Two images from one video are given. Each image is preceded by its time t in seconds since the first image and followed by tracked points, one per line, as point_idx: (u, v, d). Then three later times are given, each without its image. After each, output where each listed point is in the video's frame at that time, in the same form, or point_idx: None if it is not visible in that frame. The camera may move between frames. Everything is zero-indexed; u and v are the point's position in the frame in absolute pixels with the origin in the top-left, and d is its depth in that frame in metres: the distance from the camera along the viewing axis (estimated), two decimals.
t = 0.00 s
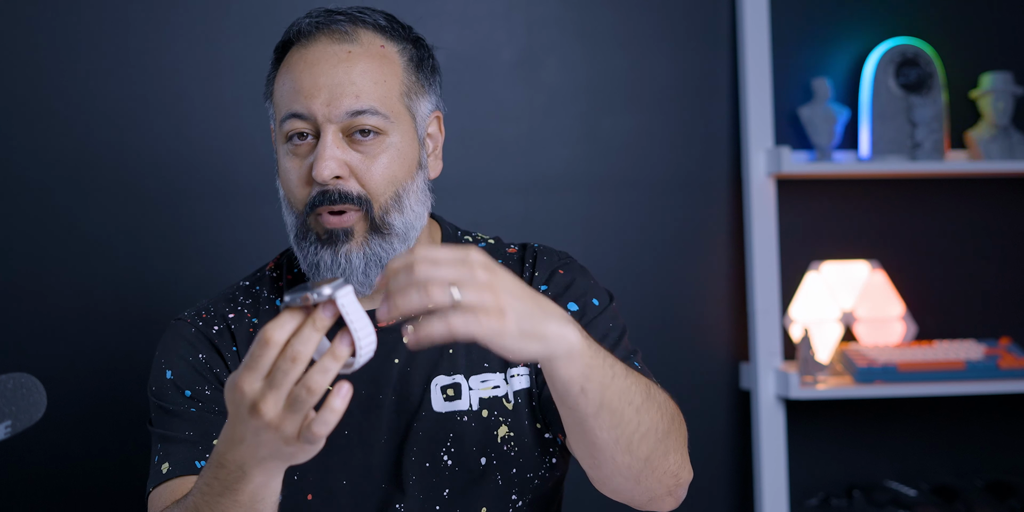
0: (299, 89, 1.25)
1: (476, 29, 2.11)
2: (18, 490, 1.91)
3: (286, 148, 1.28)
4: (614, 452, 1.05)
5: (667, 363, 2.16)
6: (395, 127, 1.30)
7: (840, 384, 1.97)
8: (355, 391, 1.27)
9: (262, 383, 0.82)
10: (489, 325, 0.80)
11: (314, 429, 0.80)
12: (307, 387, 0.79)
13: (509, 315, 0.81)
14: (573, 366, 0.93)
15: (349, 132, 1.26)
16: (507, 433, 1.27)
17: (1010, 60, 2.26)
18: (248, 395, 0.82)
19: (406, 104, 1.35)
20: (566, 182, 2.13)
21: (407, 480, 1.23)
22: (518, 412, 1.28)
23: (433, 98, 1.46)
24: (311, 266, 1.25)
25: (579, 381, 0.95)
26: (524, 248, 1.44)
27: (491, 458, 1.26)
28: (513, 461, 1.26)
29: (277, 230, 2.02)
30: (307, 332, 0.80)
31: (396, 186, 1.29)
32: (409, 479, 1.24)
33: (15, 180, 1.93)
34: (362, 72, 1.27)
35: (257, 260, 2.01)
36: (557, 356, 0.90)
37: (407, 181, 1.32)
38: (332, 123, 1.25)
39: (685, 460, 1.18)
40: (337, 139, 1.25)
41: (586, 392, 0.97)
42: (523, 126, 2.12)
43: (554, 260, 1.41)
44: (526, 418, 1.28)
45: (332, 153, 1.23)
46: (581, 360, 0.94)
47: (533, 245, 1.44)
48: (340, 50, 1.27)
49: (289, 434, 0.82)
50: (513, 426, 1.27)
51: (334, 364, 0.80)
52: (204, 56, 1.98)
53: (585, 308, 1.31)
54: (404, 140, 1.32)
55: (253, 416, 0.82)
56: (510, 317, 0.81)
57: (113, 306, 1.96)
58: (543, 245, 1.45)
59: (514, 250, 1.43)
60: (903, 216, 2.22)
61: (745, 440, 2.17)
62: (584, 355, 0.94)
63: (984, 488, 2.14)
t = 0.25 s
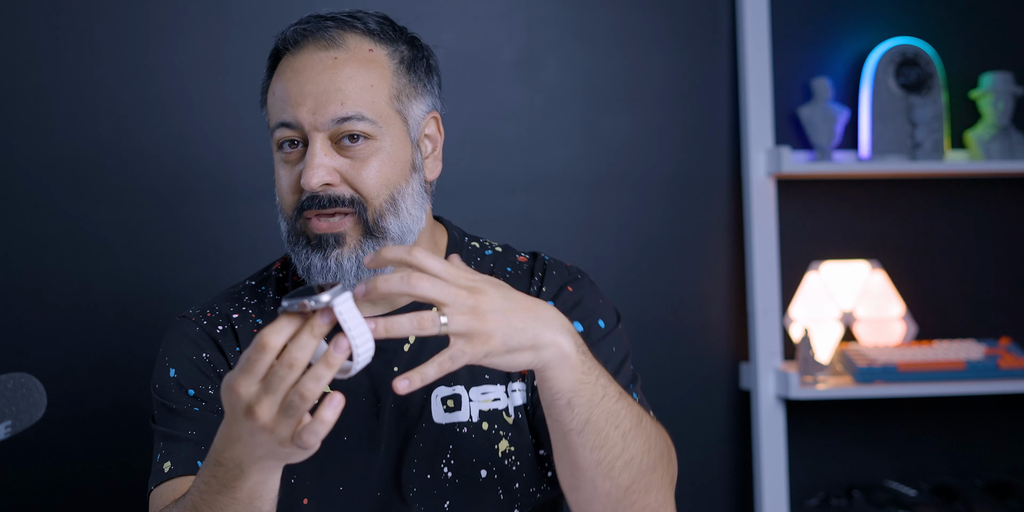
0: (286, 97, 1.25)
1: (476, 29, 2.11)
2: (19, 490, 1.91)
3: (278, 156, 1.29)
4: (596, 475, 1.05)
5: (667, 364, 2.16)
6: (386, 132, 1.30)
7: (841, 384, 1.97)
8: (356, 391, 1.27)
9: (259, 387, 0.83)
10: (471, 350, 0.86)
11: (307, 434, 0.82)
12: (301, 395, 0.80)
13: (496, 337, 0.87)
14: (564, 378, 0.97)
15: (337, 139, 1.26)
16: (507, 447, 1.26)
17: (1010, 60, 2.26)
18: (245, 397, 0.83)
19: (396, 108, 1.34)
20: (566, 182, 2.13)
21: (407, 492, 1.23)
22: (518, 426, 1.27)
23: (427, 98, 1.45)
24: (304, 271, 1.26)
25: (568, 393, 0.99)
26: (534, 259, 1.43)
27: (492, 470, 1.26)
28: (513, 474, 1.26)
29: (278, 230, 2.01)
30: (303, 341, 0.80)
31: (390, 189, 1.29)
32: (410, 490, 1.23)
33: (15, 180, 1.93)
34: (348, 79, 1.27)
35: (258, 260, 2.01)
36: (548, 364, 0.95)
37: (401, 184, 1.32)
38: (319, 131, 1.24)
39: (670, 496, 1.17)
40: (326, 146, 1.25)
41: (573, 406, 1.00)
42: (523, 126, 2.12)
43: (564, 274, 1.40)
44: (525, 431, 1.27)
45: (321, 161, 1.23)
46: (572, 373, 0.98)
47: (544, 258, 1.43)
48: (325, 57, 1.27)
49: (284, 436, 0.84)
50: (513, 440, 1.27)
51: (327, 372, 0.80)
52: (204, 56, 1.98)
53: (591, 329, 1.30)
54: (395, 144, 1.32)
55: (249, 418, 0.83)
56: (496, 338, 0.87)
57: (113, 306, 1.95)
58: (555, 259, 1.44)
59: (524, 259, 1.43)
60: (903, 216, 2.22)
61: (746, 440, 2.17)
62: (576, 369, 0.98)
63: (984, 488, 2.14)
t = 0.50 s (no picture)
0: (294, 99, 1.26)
1: (476, 29, 2.11)
2: (18, 489, 1.91)
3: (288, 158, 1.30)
4: None
5: (667, 364, 2.16)
6: (392, 136, 1.29)
7: (840, 384, 1.97)
8: (356, 393, 1.27)
9: (251, 379, 0.83)
10: (443, 375, 0.86)
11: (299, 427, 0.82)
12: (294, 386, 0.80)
13: (471, 368, 0.86)
14: (537, 425, 0.96)
15: (342, 142, 1.25)
16: (504, 472, 1.25)
17: (1010, 60, 2.26)
18: (237, 389, 0.83)
19: (405, 112, 1.32)
20: (566, 182, 2.13)
21: None
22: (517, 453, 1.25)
23: (441, 102, 1.43)
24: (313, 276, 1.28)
25: (541, 441, 0.98)
26: (557, 281, 1.41)
27: (489, 494, 1.24)
28: (511, 499, 1.25)
29: (278, 231, 2.02)
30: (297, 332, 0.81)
31: (396, 193, 1.29)
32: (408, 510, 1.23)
33: (15, 180, 1.93)
34: (355, 81, 1.26)
35: (258, 260, 2.01)
36: (524, 408, 0.94)
37: (408, 189, 1.31)
38: (325, 134, 1.24)
39: None
40: (332, 149, 1.25)
41: (542, 454, 1.00)
42: (523, 126, 2.12)
43: (583, 304, 1.36)
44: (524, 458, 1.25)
45: (326, 164, 1.24)
46: (548, 422, 0.96)
47: (567, 284, 1.40)
48: (334, 59, 1.27)
49: (275, 429, 0.84)
50: (510, 465, 1.25)
51: (321, 364, 0.81)
52: (204, 56, 1.98)
53: (599, 370, 1.27)
54: (402, 149, 1.30)
55: (241, 410, 0.83)
56: (472, 371, 0.87)
57: (113, 306, 1.95)
58: (579, 287, 1.40)
59: (547, 278, 1.41)
60: (903, 216, 2.22)
61: (745, 440, 2.17)
62: (551, 422, 0.96)
63: (984, 488, 2.14)
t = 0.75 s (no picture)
0: (313, 103, 1.22)
1: (475, 29, 2.11)
2: (18, 488, 1.91)
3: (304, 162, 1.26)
4: None
5: (667, 364, 2.16)
6: (411, 145, 1.25)
7: (840, 384, 1.97)
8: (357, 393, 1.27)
9: (246, 381, 0.83)
10: (454, 375, 0.86)
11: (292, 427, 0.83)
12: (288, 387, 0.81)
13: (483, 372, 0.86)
14: (545, 437, 0.95)
15: (360, 150, 1.22)
16: (512, 486, 1.21)
17: (1009, 60, 2.26)
18: (231, 391, 0.84)
19: (426, 119, 1.29)
20: (566, 182, 2.13)
21: None
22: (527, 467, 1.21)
23: (463, 109, 1.40)
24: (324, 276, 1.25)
25: (547, 453, 0.97)
26: (577, 290, 1.37)
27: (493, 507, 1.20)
28: None
29: (279, 230, 2.02)
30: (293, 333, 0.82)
31: (411, 203, 1.25)
32: None
33: (15, 179, 1.93)
34: (376, 87, 1.23)
35: (259, 260, 2.01)
36: (532, 419, 0.93)
37: (424, 199, 1.27)
38: (342, 141, 1.21)
39: None
40: (349, 156, 1.21)
41: (548, 467, 0.98)
42: (524, 126, 2.12)
43: (600, 316, 1.31)
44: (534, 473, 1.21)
45: (342, 171, 1.20)
46: (555, 436, 0.95)
47: (587, 294, 1.35)
48: (354, 64, 1.23)
49: (269, 431, 0.85)
50: (519, 479, 1.21)
51: (314, 365, 0.82)
52: (205, 56, 1.98)
53: (613, 385, 1.23)
54: (421, 158, 1.27)
55: (235, 411, 0.84)
56: (483, 375, 0.87)
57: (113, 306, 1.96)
58: (599, 297, 1.36)
59: (565, 287, 1.38)
60: (903, 216, 2.22)
61: (745, 440, 2.17)
62: (559, 434, 0.95)
63: (984, 487, 2.14)
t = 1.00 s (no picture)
0: (337, 100, 1.20)
1: (475, 28, 2.10)
2: (15, 490, 1.90)
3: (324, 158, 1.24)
4: None
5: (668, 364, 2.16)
6: (434, 148, 1.24)
7: (841, 384, 1.97)
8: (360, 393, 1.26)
9: (248, 400, 0.82)
10: (458, 380, 0.84)
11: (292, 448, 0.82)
12: (289, 408, 0.80)
13: (486, 380, 0.83)
14: (549, 448, 0.91)
15: (382, 150, 1.20)
16: (523, 489, 1.21)
17: (1008, 60, 2.26)
18: (232, 409, 0.83)
19: (449, 123, 1.27)
20: (567, 182, 2.13)
21: None
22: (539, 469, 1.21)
23: (487, 114, 1.38)
24: (338, 275, 1.23)
25: (551, 464, 0.93)
26: (589, 289, 1.36)
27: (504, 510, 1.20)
28: None
29: (278, 230, 2.01)
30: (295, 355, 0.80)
31: (432, 207, 1.24)
32: None
33: (12, 179, 1.92)
34: (402, 88, 1.21)
35: (258, 259, 2.00)
36: (535, 430, 0.89)
37: (444, 203, 1.26)
38: (365, 140, 1.19)
39: None
40: (371, 156, 1.19)
41: (552, 476, 0.95)
42: (524, 125, 2.11)
43: (613, 314, 1.31)
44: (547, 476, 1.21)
45: (363, 171, 1.18)
46: (559, 447, 0.91)
47: (600, 294, 1.35)
48: (381, 63, 1.21)
49: (271, 450, 0.84)
50: (531, 482, 1.21)
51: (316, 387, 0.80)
52: (204, 55, 1.97)
53: (625, 383, 1.23)
54: (443, 162, 1.25)
55: (236, 430, 0.83)
56: (487, 382, 0.84)
57: (111, 306, 1.94)
58: (612, 297, 1.36)
59: (579, 286, 1.37)
60: (903, 216, 2.22)
61: (746, 440, 2.17)
62: (564, 446, 0.91)
63: (984, 487, 2.15)
